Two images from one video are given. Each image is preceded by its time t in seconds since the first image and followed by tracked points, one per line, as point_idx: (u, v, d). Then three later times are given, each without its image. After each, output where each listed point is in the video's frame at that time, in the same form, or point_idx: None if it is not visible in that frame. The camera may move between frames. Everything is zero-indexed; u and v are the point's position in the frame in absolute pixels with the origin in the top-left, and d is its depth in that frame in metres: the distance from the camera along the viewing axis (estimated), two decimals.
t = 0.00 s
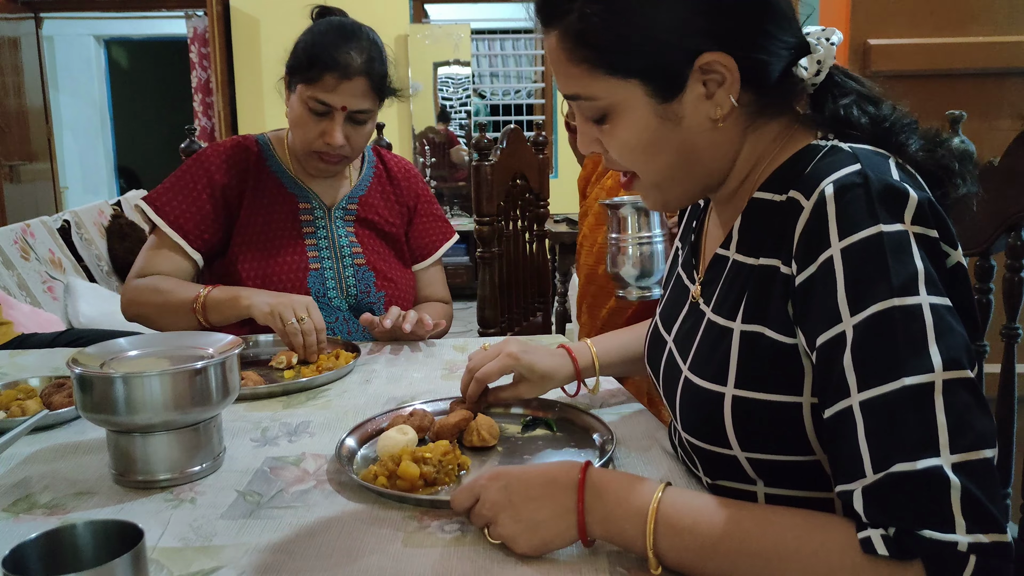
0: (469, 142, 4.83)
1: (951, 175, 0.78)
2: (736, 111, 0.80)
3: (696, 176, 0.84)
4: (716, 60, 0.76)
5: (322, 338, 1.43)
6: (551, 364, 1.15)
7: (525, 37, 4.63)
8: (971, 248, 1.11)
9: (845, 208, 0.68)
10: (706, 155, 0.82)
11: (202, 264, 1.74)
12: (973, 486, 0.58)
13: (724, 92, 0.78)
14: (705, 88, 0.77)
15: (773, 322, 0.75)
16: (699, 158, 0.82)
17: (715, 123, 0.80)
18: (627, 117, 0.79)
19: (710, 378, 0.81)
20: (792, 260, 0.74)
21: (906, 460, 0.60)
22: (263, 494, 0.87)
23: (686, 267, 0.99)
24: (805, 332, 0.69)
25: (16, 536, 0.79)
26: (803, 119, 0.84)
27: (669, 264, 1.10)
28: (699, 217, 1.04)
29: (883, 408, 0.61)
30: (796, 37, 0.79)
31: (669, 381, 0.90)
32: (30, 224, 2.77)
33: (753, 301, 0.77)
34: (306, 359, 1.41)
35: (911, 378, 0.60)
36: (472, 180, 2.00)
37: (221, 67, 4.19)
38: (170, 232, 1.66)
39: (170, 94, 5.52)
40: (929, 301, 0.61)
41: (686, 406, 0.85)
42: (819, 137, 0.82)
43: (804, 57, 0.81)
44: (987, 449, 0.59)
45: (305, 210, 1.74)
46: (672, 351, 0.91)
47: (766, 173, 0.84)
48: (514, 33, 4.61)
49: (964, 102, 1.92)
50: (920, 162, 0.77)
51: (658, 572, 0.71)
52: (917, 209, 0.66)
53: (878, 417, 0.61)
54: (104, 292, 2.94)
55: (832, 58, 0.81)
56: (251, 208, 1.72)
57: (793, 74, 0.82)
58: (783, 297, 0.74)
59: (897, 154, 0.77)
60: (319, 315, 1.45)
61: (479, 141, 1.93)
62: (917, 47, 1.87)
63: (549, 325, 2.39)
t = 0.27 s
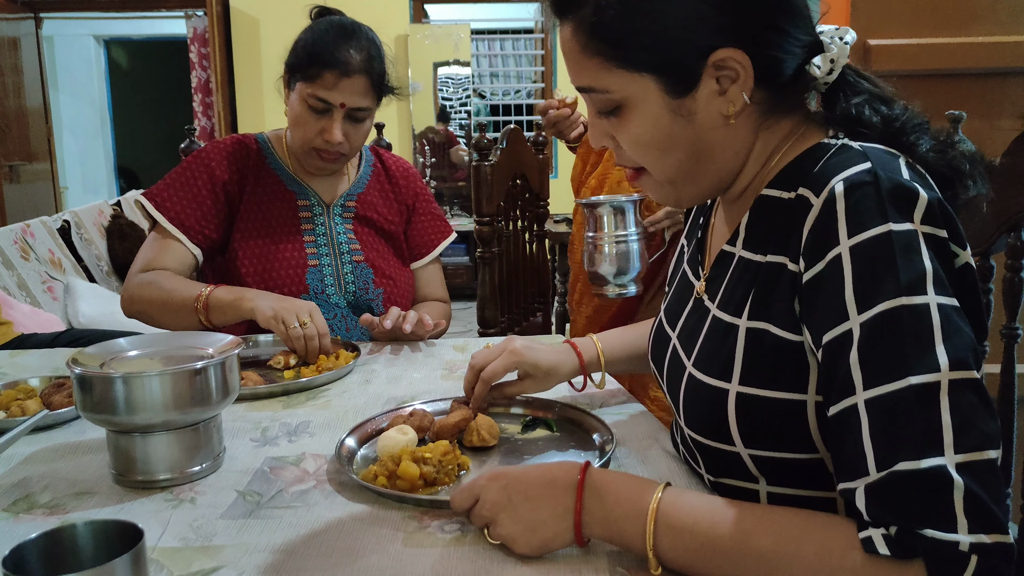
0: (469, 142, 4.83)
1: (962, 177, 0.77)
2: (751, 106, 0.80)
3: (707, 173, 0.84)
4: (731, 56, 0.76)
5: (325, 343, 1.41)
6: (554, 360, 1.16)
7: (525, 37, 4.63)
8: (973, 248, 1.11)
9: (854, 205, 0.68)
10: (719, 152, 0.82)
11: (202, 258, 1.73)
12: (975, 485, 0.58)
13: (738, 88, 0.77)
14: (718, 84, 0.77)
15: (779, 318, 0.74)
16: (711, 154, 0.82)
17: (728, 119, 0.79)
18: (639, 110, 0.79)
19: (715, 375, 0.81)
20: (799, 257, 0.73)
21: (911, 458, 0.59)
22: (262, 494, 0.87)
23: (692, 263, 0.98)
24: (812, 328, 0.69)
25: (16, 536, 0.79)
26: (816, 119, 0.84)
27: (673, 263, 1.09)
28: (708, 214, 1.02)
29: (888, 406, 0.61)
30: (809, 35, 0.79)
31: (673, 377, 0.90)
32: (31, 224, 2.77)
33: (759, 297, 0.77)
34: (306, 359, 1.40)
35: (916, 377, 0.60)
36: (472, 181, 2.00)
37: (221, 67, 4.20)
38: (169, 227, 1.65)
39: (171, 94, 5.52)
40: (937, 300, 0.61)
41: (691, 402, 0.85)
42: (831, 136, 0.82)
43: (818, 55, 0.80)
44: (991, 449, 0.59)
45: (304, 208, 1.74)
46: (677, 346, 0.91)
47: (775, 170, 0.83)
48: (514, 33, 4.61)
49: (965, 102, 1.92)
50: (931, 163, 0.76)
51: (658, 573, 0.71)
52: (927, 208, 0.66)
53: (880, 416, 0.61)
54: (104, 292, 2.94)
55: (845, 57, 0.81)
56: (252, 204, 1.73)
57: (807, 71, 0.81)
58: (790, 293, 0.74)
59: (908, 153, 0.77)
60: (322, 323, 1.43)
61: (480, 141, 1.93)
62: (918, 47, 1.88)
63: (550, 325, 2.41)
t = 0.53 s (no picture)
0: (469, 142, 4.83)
1: (973, 181, 0.77)
2: (738, 108, 0.79)
3: (701, 171, 0.84)
4: (716, 57, 0.75)
5: (320, 339, 1.39)
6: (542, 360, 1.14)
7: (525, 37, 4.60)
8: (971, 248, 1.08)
9: (860, 206, 0.68)
10: (709, 152, 0.82)
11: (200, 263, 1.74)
12: (977, 486, 0.58)
13: (722, 90, 0.77)
14: (704, 84, 0.77)
15: (784, 317, 0.74)
16: (700, 153, 0.82)
17: (713, 120, 0.79)
18: (629, 111, 0.80)
19: (719, 374, 0.81)
20: (805, 256, 0.73)
21: (914, 457, 0.59)
22: (263, 494, 0.87)
23: (698, 263, 0.98)
24: (816, 327, 0.69)
25: (16, 536, 0.79)
26: (822, 121, 0.84)
27: (679, 262, 1.09)
28: (714, 213, 1.02)
29: (892, 405, 0.61)
30: (811, 40, 0.79)
31: (677, 375, 0.90)
32: (30, 224, 2.78)
33: (765, 297, 0.77)
34: (305, 360, 1.40)
35: (921, 377, 0.60)
36: (472, 181, 2.00)
37: (221, 67, 4.20)
38: (166, 233, 1.66)
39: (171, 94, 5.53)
40: (942, 301, 0.61)
41: (693, 401, 0.85)
42: (833, 137, 0.82)
43: (818, 61, 0.80)
44: (993, 450, 0.59)
45: (300, 209, 1.75)
46: (681, 345, 0.91)
47: (777, 172, 0.84)
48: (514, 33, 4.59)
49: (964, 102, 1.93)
50: (943, 167, 0.75)
51: (658, 572, 0.71)
52: (934, 208, 0.66)
53: (881, 416, 0.61)
54: (104, 292, 2.94)
55: (846, 64, 0.81)
56: (247, 204, 1.73)
57: (807, 76, 0.81)
58: (796, 292, 0.74)
59: (919, 156, 0.76)
60: (316, 317, 1.42)
61: (479, 141, 1.93)
62: (918, 47, 1.88)
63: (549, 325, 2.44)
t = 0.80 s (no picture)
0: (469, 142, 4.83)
1: (980, 192, 0.75)
2: (727, 106, 0.80)
3: (688, 162, 0.85)
4: (706, 52, 0.76)
5: (325, 313, 1.40)
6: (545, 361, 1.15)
7: (525, 37, 4.56)
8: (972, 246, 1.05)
9: (859, 206, 0.68)
10: (696, 146, 0.83)
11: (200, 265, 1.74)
12: (977, 486, 0.58)
13: (711, 88, 0.78)
14: (695, 79, 0.78)
15: (784, 317, 0.74)
16: (686, 146, 0.83)
17: (700, 115, 0.80)
18: (620, 93, 0.82)
19: (718, 374, 0.81)
20: (804, 256, 0.73)
21: (913, 458, 0.59)
22: (261, 494, 0.87)
23: (698, 262, 0.98)
24: (815, 327, 0.69)
25: (16, 536, 0.79)
26: (824, 128, 0.84)
27: (679, 263, 1.09)
28: (714, 213, 1.00)
29: (892, 404, 0.61)
30: (816, 49, 0.78)
31: (677, 375, 0.90)
32: (30, 224, 2.78)
33: (765, 297, 0.77)
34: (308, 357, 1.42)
35: (919, 377, 0.60)
36: (472, 180, 2.00)
37: (221, 67, 4.20)
38: (166, 236, 1.66)
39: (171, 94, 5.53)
40: (941, 300, 0.61)
41: (693, 401, 0.85)
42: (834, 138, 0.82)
43: (819, 74, 0.80)
44: (993, 451, 0.59)
45: (300, 210, 1.74)
46: (681, 345, 0.91)
47: (779, 169, 0.83)
48: (514, 33, 4.58)
49: (966, 102, 1.92)
50: (950, 175, 0.74)
51: (658, 572, 0.71)
52: (933, 208, 0.66)
53: (881, 415, 0.61)
54: (104, 292, 2.94)
55: (849, 76, 0.80)
56: (247, 203, 1.73)
57: (808, 86, 0.82)
58: (796, 291, 0.74)
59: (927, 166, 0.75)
60: (318, 294, 1.42)
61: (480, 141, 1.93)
62: (919, 47, 1.87)
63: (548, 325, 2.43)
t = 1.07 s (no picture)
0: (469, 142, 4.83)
1: (985, 198, 0.76)
2: (727, 97, 0.80)
3: (688, 151, 0.86)
4: (707, 39, 0.77)
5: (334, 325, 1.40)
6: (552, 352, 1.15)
7: (525, 37, 4.57)
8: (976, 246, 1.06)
9: (863, 206, 0.68)
10: (695, 134, 0.84)
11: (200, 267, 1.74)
12: (978, 486, 0.58)
13: (711, 78, 0.79)
14: (697, 67, 0.79)
15: (787, 317, 0.74)
16: (686, 134, 0.84)
17: (700, 105, 0.81)
18: (624, 77, 0.84)
19: (721, 372, 0.81)
20: (808, 255, 0.73)
21: (914, 458, 0.59)
22: (262, 494, 0.87)
23: (701, 261, 0.97)
24: (818, 327, 0.69)
25: (16, 536, 0.79)
26: (831, 129, 0.83)
27: (683, 262, 1.08)
28: (718, 212, 1.01)
29: (894, 404, 0.61)
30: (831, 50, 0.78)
31: (679, 374, 0.90)
32: (30, 224, 2.78)
33: (768, 296, 0.77)
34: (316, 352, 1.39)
35: (922, 376, 0.60)
36: (472, 180, 2.00)
37: (221, 67, 4.20)
38: (166, 238, 1.66)
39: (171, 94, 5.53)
40: (944, 301, 0.61)
41: (696, 400, 0.85)
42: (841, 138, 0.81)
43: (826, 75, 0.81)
44: (995, 451, 0.59)
45: (300, 211, 1.74)
46: (684, 344, 0.91)
47: (784, 169, 0.82)
48: (514, 33, 4.58)
49: (967, 103, 1.92)
50: (956, 181, 0.74)
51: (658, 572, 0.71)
52: (937, 208, 0.66)
53: (882, 415, 0.61)
54: (104, 292, 2.94)
55: (854, 79, 0.81)
56: (246, 204, 1.73)
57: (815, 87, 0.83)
58: (799, 291, 0.74)
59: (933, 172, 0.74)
60: (326, 306, 1.43)
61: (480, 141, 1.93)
62: (920, 48, 1.87)
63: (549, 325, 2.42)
